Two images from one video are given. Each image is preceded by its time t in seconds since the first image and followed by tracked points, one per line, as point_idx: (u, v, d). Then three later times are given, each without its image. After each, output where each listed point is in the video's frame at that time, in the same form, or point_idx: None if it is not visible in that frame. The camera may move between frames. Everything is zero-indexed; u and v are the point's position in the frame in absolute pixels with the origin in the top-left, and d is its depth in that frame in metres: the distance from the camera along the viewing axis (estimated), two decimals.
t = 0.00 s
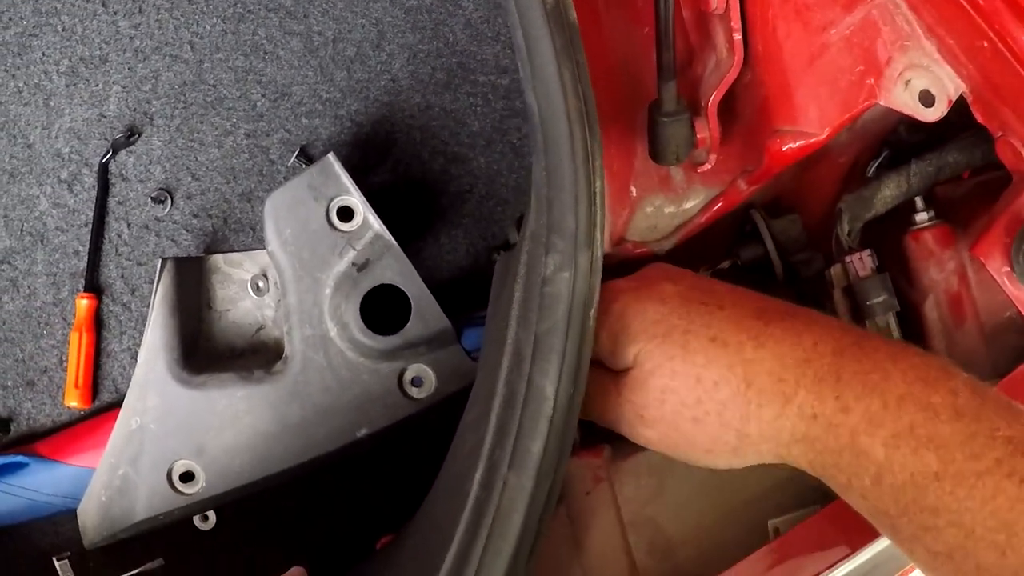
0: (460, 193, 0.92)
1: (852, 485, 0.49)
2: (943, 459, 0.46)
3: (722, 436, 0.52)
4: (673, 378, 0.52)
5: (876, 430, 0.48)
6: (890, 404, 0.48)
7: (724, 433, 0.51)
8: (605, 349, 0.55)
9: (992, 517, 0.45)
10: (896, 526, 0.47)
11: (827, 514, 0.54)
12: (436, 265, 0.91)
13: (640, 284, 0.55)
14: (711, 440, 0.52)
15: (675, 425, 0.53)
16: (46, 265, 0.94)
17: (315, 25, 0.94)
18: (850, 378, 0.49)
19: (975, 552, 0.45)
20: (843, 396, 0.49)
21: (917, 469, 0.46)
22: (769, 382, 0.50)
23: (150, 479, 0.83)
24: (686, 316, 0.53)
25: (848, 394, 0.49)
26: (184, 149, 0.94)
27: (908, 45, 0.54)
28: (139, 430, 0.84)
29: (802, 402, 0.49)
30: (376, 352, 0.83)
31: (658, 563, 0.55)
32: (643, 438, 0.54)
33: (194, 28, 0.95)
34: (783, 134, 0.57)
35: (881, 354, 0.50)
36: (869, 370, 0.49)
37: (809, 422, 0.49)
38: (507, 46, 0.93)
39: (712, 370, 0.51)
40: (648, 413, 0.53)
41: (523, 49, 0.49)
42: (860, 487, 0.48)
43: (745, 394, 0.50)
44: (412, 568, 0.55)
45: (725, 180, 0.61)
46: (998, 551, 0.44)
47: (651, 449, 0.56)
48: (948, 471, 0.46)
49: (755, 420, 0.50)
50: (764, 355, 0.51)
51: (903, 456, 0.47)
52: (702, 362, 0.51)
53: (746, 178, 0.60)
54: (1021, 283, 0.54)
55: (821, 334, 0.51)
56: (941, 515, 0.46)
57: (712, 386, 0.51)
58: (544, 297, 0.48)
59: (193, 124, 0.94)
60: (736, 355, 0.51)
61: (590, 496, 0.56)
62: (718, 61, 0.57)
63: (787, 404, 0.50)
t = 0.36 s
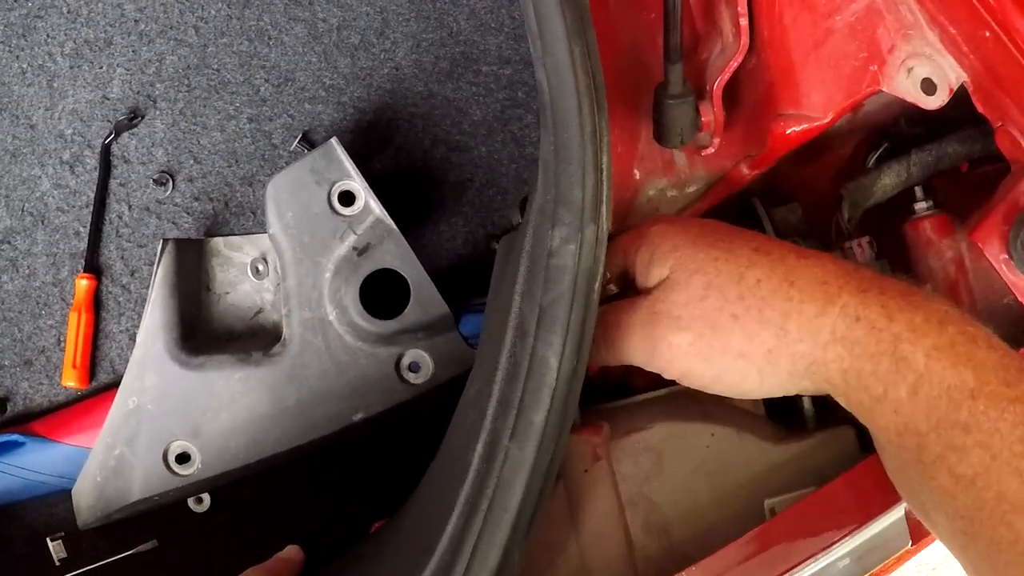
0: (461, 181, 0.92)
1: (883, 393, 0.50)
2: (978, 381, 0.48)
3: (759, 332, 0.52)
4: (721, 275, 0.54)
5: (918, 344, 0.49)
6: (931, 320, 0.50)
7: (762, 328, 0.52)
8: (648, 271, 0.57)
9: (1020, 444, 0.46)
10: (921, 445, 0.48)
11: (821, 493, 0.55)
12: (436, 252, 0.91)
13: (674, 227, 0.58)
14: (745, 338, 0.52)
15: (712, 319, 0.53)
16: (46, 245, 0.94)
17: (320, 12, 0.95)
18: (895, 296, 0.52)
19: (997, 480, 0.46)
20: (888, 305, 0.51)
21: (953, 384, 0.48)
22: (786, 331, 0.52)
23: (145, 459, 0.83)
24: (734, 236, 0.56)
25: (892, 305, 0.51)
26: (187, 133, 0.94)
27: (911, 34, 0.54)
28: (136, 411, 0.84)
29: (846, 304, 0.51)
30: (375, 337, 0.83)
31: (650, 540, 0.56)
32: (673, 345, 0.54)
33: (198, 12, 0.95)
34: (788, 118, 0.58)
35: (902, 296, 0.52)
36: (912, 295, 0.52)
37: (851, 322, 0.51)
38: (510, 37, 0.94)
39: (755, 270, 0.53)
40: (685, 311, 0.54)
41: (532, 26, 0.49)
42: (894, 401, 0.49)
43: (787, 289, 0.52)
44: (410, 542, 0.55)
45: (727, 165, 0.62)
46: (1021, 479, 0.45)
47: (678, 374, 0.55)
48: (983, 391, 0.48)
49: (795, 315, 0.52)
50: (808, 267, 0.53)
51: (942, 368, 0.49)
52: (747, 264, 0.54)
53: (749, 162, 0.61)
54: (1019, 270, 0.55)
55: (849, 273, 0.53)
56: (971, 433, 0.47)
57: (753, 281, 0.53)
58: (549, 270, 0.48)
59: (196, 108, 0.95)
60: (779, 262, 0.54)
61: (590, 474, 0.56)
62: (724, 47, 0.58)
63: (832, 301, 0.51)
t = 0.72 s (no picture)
0: (464, 173, 0.93)
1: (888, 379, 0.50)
2: (982, 367, 0.48)
3: (757, 323, 0.52)
4: (720, 261, 0.53)
5: (923, 324, 0.50)
6: (936, 306, 0.50)
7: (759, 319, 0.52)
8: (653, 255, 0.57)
9: None
10: (924, 431, 0.49)
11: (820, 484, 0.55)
12: (438, 243, 0.92)
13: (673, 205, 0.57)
14: (744, 330, 0.52)
15: (712, 314, 0.53)
16: (49, 228, 0.94)
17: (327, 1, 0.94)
18: (897, 279, 0.52)
19: (1000, 468, 0.46)
20: (890, 291, 0.51)
21: (957, 369, 0.48)
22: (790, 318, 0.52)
23: (144, 443, 0.83)
24: (732, 213, 0.56)
25: (896, 292, 0.51)
26: (192, 119, 0.94)
27: (919, 31, 0.55)
28: (136, 394, 0.84)
29: (845, 288, 0.51)
30: (376, 326, 0.83)
31: (651, 529, 0.56)
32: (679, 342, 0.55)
33: None
34: (795, 112, 0.59)
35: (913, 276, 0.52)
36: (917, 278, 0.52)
37: (850, 307, 0.51)
38: (516, 31, 0.94)
39: (753, 257, 0.53)
40: (688, 308, 0.54)
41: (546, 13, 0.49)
42: (895, 383, 0.50)
43: (784, 275, 0.52)
44: (411, 525, 0.56)
45: (733, 158, 0.63)
46: None
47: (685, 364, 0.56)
48: (987, 378, 0.48)
49: (790, 304, 0.51)
50: (808, 248, 0.53)
51: (945, 355, 0.49)
52: (744, 250, 0.53)
53: (754, 156, 0.62)
54: (1021, 266, 0.55)
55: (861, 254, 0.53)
56: (973, 421, 0.47)
57: (752, 268, 0.52)
58: (559, 253, 0.49)
59: (201, 94, 0.94)
60: (778, 246, 0.53)
61: (592, 460, 0.57)
62: (733, 40, 0.59)
63: (829, 286, 0.51)
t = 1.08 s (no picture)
0: (465, 166, 0.92)
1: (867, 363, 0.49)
2: (965, 346, 0.46)
3: (734, 319, 0.50)
4: (687, 259, 0.52)
5: (898, 306, 0.47)
6: (912, 280, 0.48)
7: (734, 314, 0.50)
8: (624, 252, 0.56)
9: (1012, 416, 0.45)
10: (908, 415, 0.48)
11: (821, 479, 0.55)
12: (437, 235, 0.91)
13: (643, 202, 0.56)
14: (721, 328, 0.51)
15: (689, 316, 0.52)
16: (47, 213, 0.94)
17: None
18: (868, 249, 0.49)
19: (988, 452, 0.45)
20: (860, 268, 0.48)
21: (937, 353, 0.47)
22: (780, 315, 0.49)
23: (139, 430, 0.83)
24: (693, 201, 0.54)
25: (865, 266, 0.48)
26: (193, 107, 0.94)
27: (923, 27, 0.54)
28: (131, 381, 0.84)
29: (812, 271, 0.49)
30: (374, 317, 0.83)
31: (646, 523, 0.56)
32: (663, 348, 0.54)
33: None
34: (798, 106, 0.59)
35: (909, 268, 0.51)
36: (886, 245, 0.49)
37: (821, 292, 0.48)
38: (520, 25, 0.93)
39: (714, 251, 0.51)
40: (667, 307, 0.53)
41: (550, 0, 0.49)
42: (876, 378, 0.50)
43: (750, 267, 0.50)
44: (404, 513, 0.55)
45: (735, 152, 0.63)
46: (1014, 453, 0.45)
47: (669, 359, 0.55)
48: (971, 358, 0.46)
49: (761, 296, 0.49)
50: (768, 230, 0.50)
51: (924, 335, 0.47)
52: (704, 244, 0.51)
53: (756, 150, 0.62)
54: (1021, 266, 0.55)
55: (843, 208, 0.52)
56: (959, 404, 0.46)
57: (717, 262, 0.51)
58: (558, 241, 0.49)
59: (203, 82, 0.94)
60: (736, 232, 0.51)
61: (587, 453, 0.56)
62: (737, 34, 0.58)
63: (795, 272, 0.49)
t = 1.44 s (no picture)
0: (468, 160, 0.93)
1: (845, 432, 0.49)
2: (943, 418, 0.47)
3: (706, 364, 0.51)
4: (672, 294, 0.52)
5: (878, 379, 0.48)
6: (892, 355, 0.48)
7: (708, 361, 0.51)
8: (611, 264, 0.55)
9: (989, 483, 0.45)
10: (886, 484, 0.48)
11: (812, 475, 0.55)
12: (439, 227, 0.92)
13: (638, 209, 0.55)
14: (694, 367, 0.52)
15: (665, 348, 0.53)
16: (50, 197, 0.94)
17: None
18: (851, 325, 0.49)
19: (968, 516, 0.45)
20: (841, 342, 0.49)
21: (916, 425, 0.47)
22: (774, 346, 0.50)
23: (138, 414, 0.83)
24: (691, 234, 0.53)
25: (847, 340, 0.49)
26: (198, 95, 0.94)
27: (927, 27, 0.54)
28: (130, 365, 0.84)
29: (795, 342, 0.49)
30: (374, 306, 0.83)
31: (642, 512, 0.56)
32: (633, 365, 0.55)
33: None
34: (802, 102, 0.59)
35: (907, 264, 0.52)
36: (871, 319, 0.49)
37: (801, 363, 0.49)
38: (526, 20, 0.94)
39: (705, 295, 0.51)
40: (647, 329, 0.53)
41: None
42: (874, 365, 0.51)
43: (735, 323, 0.50)
44: (401, 498, 0.56)
45: (738, 148, 0.63)
46: (993, 518, 0.45)
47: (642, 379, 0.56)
48: (949, 430, 0.46)
49: (741, 351, 0.50)
50: (763, 290, 0.51)
51: (902, 409, 0.47)
52: (696, 287, 0.51)
53: (759, 145, 0.62)
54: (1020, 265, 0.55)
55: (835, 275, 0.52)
56: (937, 474, 0.46)
57: (702, 307, 0.51)
58: (562, 228, 0.49)
59: (209, 70, 0.94)
60: (730, 283, 0.51)
61: (584, 441, 0.58)
62: (742, 30, 0.58)
63: (779, 339, 0.49)
